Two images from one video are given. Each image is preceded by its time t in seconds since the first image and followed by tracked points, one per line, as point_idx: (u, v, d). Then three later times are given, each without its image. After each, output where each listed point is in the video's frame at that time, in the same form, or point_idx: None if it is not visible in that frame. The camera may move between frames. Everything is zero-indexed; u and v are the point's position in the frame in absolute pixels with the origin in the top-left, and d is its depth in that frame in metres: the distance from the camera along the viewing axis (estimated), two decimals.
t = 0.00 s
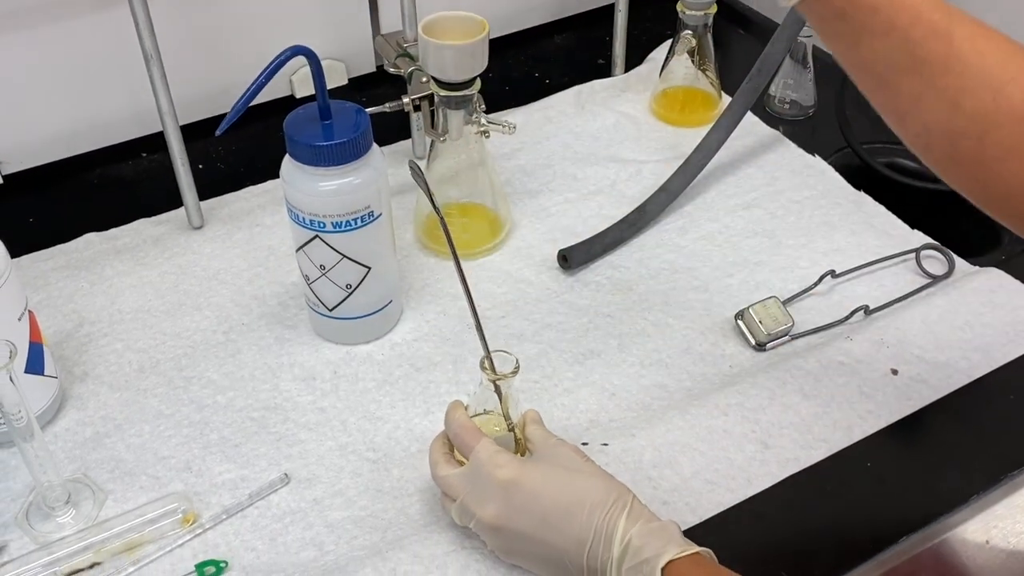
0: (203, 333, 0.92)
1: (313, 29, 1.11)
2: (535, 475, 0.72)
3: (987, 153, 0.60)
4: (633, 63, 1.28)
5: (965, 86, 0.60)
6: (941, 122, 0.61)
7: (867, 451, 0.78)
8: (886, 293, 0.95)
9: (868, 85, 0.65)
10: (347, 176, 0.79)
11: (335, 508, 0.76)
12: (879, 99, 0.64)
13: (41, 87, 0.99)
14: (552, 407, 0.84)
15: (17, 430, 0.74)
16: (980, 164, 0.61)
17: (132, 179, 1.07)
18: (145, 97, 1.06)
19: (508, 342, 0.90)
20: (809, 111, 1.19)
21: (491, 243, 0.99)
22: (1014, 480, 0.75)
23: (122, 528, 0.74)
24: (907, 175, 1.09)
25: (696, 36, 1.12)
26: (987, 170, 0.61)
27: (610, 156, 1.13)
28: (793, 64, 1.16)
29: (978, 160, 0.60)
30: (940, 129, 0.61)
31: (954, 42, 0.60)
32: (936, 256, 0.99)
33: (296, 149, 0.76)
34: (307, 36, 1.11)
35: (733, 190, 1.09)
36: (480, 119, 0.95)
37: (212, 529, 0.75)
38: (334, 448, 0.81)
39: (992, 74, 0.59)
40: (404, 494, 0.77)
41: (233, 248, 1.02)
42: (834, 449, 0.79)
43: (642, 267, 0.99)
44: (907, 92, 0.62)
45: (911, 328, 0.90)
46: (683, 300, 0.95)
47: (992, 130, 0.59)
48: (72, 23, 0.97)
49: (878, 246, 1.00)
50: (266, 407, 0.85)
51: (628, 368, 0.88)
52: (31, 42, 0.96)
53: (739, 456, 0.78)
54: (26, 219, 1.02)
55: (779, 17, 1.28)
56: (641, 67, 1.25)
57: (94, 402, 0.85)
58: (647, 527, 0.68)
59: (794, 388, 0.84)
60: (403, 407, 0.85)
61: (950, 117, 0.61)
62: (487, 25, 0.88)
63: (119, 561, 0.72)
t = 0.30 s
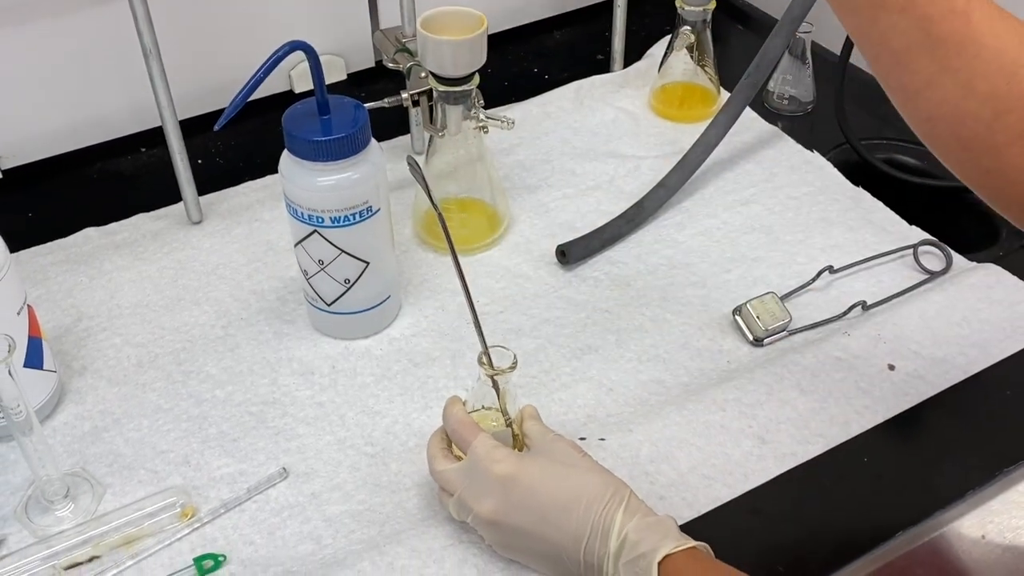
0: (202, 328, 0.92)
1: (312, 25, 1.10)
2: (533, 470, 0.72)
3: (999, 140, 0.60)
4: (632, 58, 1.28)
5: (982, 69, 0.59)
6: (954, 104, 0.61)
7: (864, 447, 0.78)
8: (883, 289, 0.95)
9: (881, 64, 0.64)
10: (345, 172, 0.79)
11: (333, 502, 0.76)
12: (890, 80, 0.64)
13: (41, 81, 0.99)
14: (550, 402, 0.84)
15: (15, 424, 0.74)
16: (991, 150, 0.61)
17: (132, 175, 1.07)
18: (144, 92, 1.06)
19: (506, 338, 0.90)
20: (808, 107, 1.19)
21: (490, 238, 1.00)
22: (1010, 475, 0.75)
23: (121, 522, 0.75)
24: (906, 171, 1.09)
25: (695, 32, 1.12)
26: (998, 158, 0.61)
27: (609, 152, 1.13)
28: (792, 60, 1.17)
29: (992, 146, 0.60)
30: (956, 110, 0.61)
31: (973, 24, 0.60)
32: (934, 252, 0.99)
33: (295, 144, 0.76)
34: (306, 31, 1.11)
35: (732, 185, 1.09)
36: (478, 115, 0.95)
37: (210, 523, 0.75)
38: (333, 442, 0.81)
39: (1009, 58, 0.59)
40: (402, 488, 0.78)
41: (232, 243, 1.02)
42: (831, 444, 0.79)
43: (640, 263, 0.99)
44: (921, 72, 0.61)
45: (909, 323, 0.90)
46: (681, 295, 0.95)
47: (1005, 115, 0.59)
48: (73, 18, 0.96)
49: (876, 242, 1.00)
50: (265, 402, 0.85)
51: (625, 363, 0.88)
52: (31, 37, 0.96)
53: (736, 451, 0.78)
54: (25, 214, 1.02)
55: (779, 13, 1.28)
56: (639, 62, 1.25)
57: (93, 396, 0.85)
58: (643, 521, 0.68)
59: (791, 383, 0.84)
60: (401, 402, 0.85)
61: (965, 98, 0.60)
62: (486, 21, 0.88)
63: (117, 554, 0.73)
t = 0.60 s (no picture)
0: (201, 324, 0.92)
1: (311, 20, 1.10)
2: (531, 466, 0.72)
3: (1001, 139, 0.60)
4: (631, 55, 1.28)
5: (985, 68, 0.60)
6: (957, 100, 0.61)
7: (862, 443, 0.78)
8: (882, 286, 0.95)
9: (883, 62, 0.65)
10: (344, 169, 0.79)
11: (331, 498, 0.77)
12: (893, 79, 0.64)
13: (41, 77, 0.99)
14: (548, 399, 0.84)
15: (14, 419, 0.75)
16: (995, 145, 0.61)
17: (131, 171, 1.07)
18: (144, 88, 1.06)
19: (505, 334, 0.90)
20: (807, 104, 1.19)
21: (489, 234, 1.00)
22: (1008, 471, 0.76)
23: (120, 517, 0.75)
24: (905, 168, 1.09)
25: (694, 28, 1.12)
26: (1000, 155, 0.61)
27: (609, 148, 1.13)
28: (791, 57, 1.17)
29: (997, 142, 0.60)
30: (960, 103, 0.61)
31: (978, 23, 0.60)
32: (932, 249, 0.99)
33: (294, 141, 0.76)
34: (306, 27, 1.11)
35: (731, 182, 1.09)
36: (477, 111, 0.95)
37: (209, 519, 0.75)
38: (331, 438, 0.82)
39: (1012, 58, 0.59)
40: (400, 484, 0.78)
41: (231, 240, 1.02)
42: (829, 441, 0.79)
43: (639, 259, 0.99)
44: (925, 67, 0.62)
45: (907, 320, 0.90)
46: (680, 292, 0.95)
47: (1006, 115, 0.60)
48: (72, 14, 0.96)
49: (875, 239, 1.00)
50: (263, 398, 0.85)
51: (624, 360, 0.88)
52: (30, 33, 0.96)
53: (734, 448, 0.79)
54: (25, 210, 1.02)
55: (779, 9, 1.28)
56: (639, 59, 1.25)
57: (92, 392, 0.85)
58: (641, 518, 0.69)
59: (789, 379, 0.85)
60: (399, 398, 0.85)
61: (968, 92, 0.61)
62: (485, 17, 0.88)
63: (116, 550, 0.73)
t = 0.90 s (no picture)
0: (201, 321, 0.92)
1: (311, 17, 1.10)
2: (531, 465, 0.72)
3: None
4: (632, 52, 1.28)
5: None
6: None
7: (862, 441, 0.78)
8: (882, 283, 0.95)
9: None
10: (345, 166, 0.79)
11: (331, 495, 0.77)
12: None
13: (41, 74, 0.99)
14: (548, 396, 0.84)
15: (15, 416, 0.75)
16: None
17: (131, 168, 1.07)
18: (144, 85, 1.06)
19: (506, 331, 0.91)
20: (808, 101, 1.19)
21: (489, 232, 1.00)
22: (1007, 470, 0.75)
23: (120, 514, 0.75)
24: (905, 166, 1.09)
25: (695, 25, 1.12)
26: None
27: (609, 145, 1.13)
28: (792, 54, 1.17)
29: None
30: None
31: None
32: (933, 246, 0.99)
33: (294, 138, 0.76)
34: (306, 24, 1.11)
35: (732, 179, 1.09)
36: (477, 108, 0.95)
37: (209, 516, 0.75)
38: (332, 435, 0.82)
39: None
40: (400, 481, 0.78)
41: (231, 237, 1.02)
42: (829, 438, 0.79)
43: (640, 257, 0.99)
44: None
45: (907, 318, 0.90)
46: (680, 289, 0.95)
47: None
48: (72, 11, 0.96)
49: (876, 236, 1.00)
50: (264, 395, 0.85)
51: (624, 357, 0.88)
52: (30, 30, 0.96)
53: (735, 445, 0.79)
54: (26, 207, 1.02)
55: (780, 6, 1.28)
56: (640, 55, 1.25)
57: (93, 389, 0.85)
58: (641, 519, 0.69)
59: (789, 377, 0.85)
60: (400, 395, 0.86)
61: None
62: (485, 14, 0.88)
63: (117, 546, 0.73)
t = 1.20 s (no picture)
0: (204, 315, 0.92)
1: (315, 11, 1.10)
2: (535, 460, 0.72)
3: None
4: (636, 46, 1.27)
5: None
6: None
7: (866, 435, 0.78)
8: (887, 278, 0.95)
9: None
10: (347, 159, 0.78)
11: (334, 489, 0.77)
12: None
13: (42, 68, 0.98)
14: (552, 391, 0.84)
15: (18, 410, 0.74)
16: None
17: (133, 162, 1.07)
18: (146, 79, 1.06)
19: (509, 326, 0.90)
20: (812, 95, 1.18)
21: (492, 227, 1.00)
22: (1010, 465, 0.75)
23: (123, 508, 0.75)
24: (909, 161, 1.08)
25: (699, 19, 1.12)
26: None
27: (612, 140, 1.13)
28: (796, 48, 1.16)
29: None
30: None
31: None
32: (937, 241, 0.99)
33: (297, 131, 0.76)
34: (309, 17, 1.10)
35: (736, 174, 1.09)
36: (481, 102, 0.94)
37: (213, 510, 0.75)
38: (335, 430, 0.82)
39: None
40: (404, 476, 0.78)
41: (234, 231, 1.02)
42: (833, 433, 0.79)
43: (643, 251, 0.99)
44: None
45: (911, 312, 0.90)
46: (684, 284, 0.95)
47: None
48: (74, 4, 0.96)
49: (880, 231, 1.00)
50: (267, 389, 0.85)
51: (628, 352, 0.88)
52: (31, 23, 0.95)
53: (739, 440, 0.78)
54: (28, 201, 1.02)
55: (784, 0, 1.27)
56: (643, 50, 1.25)
57: (95, 383, 0.85)
58: (645, 516, 0.69)
59: (794, 371, 0.84)
60: (403, 390, 0.85)
61: None
62: (489, 8, 0.87)
63: (120, 541, 0.73)
